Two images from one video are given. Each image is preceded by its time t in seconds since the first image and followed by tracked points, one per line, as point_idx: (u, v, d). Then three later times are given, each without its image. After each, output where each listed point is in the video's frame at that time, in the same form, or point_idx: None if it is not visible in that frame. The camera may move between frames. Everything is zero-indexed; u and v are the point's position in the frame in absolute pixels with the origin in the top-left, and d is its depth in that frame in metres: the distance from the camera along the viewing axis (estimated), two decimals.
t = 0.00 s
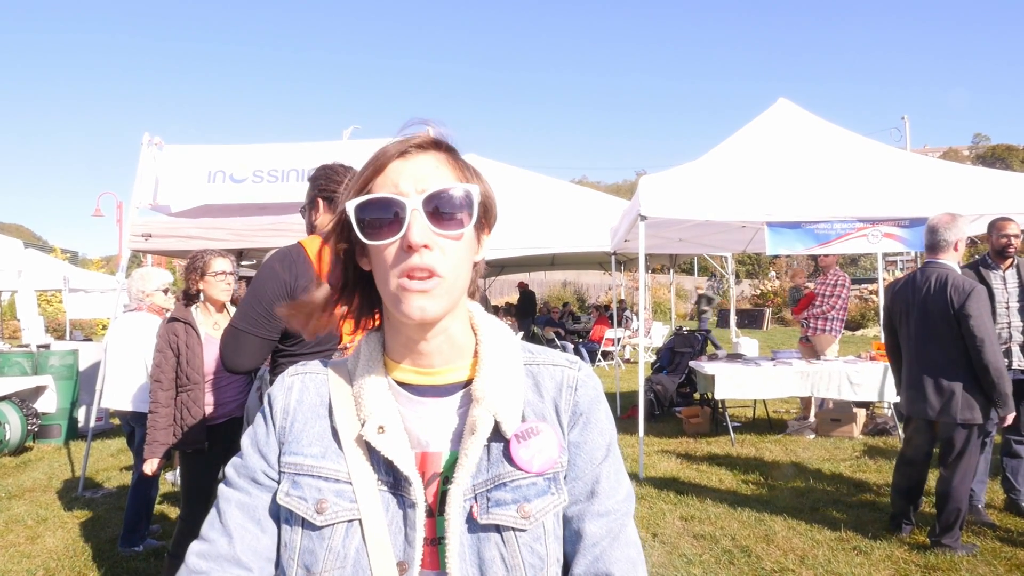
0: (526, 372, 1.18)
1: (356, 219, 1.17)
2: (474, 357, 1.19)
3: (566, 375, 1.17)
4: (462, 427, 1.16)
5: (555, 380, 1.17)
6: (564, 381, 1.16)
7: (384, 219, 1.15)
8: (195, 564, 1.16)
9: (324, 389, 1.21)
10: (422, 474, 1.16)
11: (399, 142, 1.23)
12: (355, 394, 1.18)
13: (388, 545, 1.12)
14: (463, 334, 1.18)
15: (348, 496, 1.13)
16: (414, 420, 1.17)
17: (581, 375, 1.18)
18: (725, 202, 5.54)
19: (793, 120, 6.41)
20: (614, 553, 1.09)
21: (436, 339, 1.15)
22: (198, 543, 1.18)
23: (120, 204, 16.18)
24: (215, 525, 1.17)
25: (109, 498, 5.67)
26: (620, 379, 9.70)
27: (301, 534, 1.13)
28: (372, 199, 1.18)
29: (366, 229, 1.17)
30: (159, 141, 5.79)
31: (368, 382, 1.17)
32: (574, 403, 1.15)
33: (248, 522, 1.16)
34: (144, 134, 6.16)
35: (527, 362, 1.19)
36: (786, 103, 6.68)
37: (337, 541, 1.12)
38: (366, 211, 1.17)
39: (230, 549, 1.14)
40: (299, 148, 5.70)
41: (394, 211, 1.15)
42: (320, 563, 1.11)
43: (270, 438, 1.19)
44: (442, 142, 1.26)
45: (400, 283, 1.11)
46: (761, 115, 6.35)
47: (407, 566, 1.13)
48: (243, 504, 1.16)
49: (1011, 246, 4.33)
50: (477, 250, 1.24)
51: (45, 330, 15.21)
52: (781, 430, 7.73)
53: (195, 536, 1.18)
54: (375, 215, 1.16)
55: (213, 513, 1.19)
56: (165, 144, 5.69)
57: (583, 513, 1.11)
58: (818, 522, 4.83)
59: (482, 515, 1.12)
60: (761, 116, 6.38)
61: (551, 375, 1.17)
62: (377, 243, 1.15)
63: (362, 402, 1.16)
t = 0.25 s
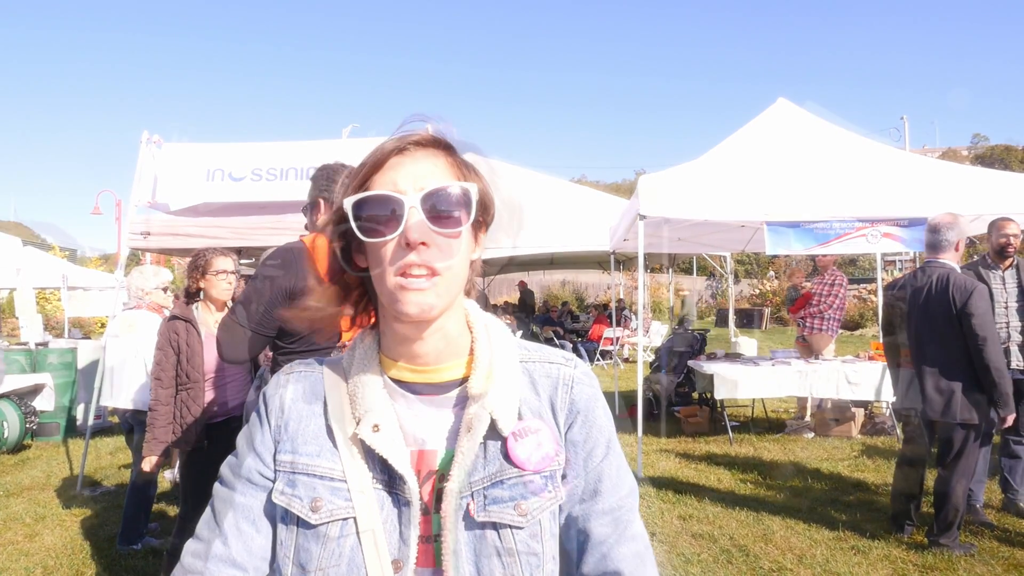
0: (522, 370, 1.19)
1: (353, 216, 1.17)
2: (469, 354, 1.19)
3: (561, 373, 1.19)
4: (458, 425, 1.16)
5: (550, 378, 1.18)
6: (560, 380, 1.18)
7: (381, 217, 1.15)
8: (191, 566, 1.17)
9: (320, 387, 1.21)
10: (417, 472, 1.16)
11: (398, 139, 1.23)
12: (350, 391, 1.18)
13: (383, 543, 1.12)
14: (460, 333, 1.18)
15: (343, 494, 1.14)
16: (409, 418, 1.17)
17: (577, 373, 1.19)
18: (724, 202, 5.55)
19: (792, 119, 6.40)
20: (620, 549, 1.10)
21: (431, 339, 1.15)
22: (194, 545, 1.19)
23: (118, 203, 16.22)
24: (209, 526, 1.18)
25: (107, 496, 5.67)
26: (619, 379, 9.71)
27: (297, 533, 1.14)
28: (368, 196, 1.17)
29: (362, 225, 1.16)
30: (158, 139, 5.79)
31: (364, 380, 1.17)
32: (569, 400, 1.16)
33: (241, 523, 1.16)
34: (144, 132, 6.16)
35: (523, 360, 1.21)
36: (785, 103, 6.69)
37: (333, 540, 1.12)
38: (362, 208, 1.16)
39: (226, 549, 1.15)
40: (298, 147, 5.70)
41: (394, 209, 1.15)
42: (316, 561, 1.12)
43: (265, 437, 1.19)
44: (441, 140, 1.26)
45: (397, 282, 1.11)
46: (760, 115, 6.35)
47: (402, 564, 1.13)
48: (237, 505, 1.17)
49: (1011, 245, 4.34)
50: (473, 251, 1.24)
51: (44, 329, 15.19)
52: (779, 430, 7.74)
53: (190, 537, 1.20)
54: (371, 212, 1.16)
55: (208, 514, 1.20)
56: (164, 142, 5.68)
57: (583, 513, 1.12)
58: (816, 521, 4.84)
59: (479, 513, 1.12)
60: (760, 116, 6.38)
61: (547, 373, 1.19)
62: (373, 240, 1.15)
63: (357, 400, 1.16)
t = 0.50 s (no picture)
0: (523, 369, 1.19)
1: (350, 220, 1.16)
2: (469, 353, 1.19)
3: (563, 373, 1.19)
4: (458, 423, 1.15)
5: (549, 376, 1.18)
6: (559, 379, 1.18)
7: (374, 219, 1.13)
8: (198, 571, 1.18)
9: (319, 387, 1.20)
10: (418, 472, 1.15)
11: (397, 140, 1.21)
12: (349, 391, 1.16)
13: (384, 544, 1.11)
14: (455, 334, 1.16)
15: (344, 494, 1.13)
16: (408, 415, 1.15)
17: (575, 372, 1.19)
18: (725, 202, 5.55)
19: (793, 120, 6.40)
20: (617, 546, 1.14)
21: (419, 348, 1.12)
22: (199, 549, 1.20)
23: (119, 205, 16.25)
24: (211, 531, 1.18)
25: (109, 497, 5.67)
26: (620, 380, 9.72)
27: (300, 536, 1.14)
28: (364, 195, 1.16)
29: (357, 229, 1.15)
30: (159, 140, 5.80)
31: (365, 380, 1.16)
32: (568, 400, 1.17)
33: (242, 528, 1.16)
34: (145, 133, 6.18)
35: (524, 359, 1.21)
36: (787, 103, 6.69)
37: (334, 540, 1.12)
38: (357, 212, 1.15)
39: (229, 555, 1.16)
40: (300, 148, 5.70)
41: (390, 206, 1.13)
42: (320, 562, 1.12)
43: (264, 441, 1.18)
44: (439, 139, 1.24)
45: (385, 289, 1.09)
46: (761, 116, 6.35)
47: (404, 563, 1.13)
48: (237, 511, 1.17)
49: (1012, 244, 4.30)
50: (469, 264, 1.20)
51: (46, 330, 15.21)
52: (781, 431, 7.74)
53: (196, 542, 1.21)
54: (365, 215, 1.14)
55: (211, 519, 1.20)
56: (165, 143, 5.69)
57: (584, 516, 1.15)
58: (819, 521, 4.84)
59: (481, 512, 1.12)
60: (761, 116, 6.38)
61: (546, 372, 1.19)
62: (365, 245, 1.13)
63: (356, 399, 1.15)
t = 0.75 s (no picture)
0: (541, 392, 1.19)
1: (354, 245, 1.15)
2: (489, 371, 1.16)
3: (580, 400, 1.19)
4: (473, 448, 1.13)
5: (569, 403, 1.18)
6: (578, 406, 1.19)
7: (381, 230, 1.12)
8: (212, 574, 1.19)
9: (334, 397, 1.19)
10: (432, 492, 1.14)
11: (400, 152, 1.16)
12: (366, 406, 1.15)
13: (398, 561, 1.12)
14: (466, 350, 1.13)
15: (360, 510, 1.13)
16: (424, 433, 1.15)
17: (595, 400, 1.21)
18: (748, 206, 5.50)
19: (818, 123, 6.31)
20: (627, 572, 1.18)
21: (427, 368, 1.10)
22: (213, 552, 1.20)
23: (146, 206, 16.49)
24: (227, 535, 1.19)
25: (133, 494, 5.75)
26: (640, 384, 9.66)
27: (314, 545, 1.14)
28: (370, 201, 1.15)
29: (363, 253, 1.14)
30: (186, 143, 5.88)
31: (381, 396, 1.15)
32: (586, 428, 1.18)
33: (258, 535, 1.17)
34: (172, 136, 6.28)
35: (542, 379, 1.20)
36: (813, 107, 6.61)
37: (348, 554, 1.12)
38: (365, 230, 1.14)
39: (244, 562, 1.17)
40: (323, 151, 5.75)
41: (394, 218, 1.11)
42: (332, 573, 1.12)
43: (281, 449, 1.19)
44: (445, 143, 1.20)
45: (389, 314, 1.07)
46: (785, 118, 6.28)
47: None
48: (254, 517, 1.18)
49: None
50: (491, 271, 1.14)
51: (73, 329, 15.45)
52: (804, 438, 7.64)
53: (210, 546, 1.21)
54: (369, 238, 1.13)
55: (224, 522, 1.21)
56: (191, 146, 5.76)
57: (594, 541, 1.17)
58: (842, 530, 4.76)
59: (493, 538, 1.12)
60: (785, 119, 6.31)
61: (565, 397, 1.19)
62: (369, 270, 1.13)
63: (373, 417, 1.14)
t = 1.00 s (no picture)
0: (537, 386, 1.18)
1: (351, 240, 1.19)
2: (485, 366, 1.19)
3: (575, 391, 1.18)
4: (474, 443, 1.15)
5: (565, 396, 1.17)
6: (573, 398, 1.17)
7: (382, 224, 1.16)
8: None
9: (332, 396, 1.20)
10: (433, 487, 1.16)
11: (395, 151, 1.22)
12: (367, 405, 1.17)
13: (399, 556, 1.13)
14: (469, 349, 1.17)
15: (359, 506, 1.14)
16: (424, 431, 1.17)
17: (590, 391, 1.18)
18: (749, 208, 5.51)
19: (819, 125, 6.33)
20: (630, 567, 1.12)
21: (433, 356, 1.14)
22: (209, 556, 1.20)
23: (149, 209, 16.54)
24: (224, 538, 1.19)
25: (136, 497, 5.76)
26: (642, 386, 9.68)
27: (314, 543, 1.15)
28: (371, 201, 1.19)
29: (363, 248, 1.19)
30: (189, 146, 5.90)
31: (381, 396, 1.16)
32: (582, 419, 1.16)
33: (257, 537, 1.18)
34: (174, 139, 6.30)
35: (538, 373, 1.20)
36: (813, 108, 6.63)
37: (348, 550, 1.13)
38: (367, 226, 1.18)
39: (242, 563, 1.17)
40: (325, 153, 5.77)
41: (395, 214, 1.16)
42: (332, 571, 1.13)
43: (279, 449, 1.19)
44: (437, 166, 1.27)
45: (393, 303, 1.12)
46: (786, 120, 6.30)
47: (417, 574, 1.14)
48: (253, 519, 1.18)
49: None
50: (486, 262, 1.20)
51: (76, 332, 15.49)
52: (805, 439, 7.65)
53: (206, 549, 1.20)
54: (369, 232, 1.18)
55: (222, 526, 1.21)
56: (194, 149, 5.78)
57: (595, 532, 1.14)
58: (844, 532, 4.76)
59: (494, 530, 1.12)
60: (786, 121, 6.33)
61: (561, 390, 1.18)
62: (369, 263, 1.17)
63: (373, 416, 1.16)
